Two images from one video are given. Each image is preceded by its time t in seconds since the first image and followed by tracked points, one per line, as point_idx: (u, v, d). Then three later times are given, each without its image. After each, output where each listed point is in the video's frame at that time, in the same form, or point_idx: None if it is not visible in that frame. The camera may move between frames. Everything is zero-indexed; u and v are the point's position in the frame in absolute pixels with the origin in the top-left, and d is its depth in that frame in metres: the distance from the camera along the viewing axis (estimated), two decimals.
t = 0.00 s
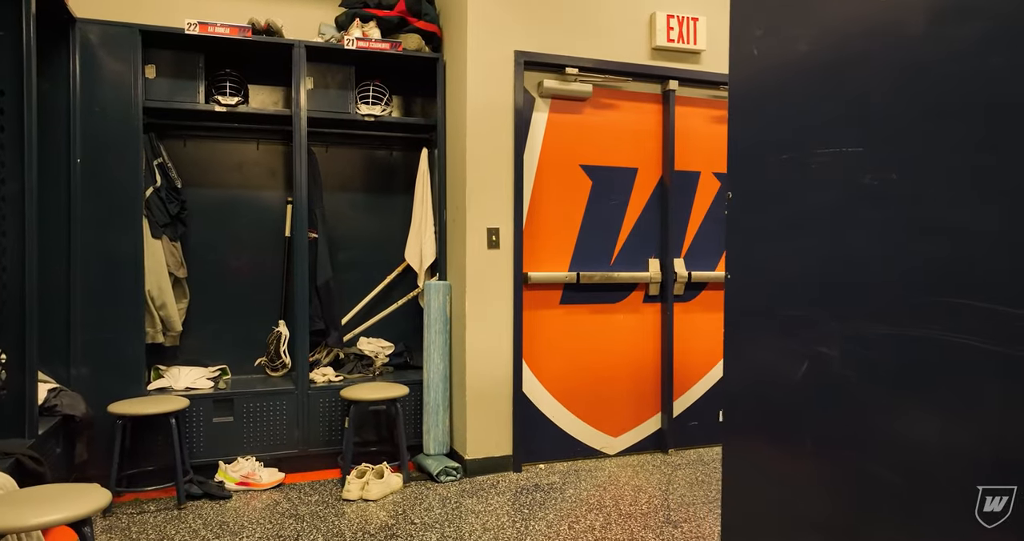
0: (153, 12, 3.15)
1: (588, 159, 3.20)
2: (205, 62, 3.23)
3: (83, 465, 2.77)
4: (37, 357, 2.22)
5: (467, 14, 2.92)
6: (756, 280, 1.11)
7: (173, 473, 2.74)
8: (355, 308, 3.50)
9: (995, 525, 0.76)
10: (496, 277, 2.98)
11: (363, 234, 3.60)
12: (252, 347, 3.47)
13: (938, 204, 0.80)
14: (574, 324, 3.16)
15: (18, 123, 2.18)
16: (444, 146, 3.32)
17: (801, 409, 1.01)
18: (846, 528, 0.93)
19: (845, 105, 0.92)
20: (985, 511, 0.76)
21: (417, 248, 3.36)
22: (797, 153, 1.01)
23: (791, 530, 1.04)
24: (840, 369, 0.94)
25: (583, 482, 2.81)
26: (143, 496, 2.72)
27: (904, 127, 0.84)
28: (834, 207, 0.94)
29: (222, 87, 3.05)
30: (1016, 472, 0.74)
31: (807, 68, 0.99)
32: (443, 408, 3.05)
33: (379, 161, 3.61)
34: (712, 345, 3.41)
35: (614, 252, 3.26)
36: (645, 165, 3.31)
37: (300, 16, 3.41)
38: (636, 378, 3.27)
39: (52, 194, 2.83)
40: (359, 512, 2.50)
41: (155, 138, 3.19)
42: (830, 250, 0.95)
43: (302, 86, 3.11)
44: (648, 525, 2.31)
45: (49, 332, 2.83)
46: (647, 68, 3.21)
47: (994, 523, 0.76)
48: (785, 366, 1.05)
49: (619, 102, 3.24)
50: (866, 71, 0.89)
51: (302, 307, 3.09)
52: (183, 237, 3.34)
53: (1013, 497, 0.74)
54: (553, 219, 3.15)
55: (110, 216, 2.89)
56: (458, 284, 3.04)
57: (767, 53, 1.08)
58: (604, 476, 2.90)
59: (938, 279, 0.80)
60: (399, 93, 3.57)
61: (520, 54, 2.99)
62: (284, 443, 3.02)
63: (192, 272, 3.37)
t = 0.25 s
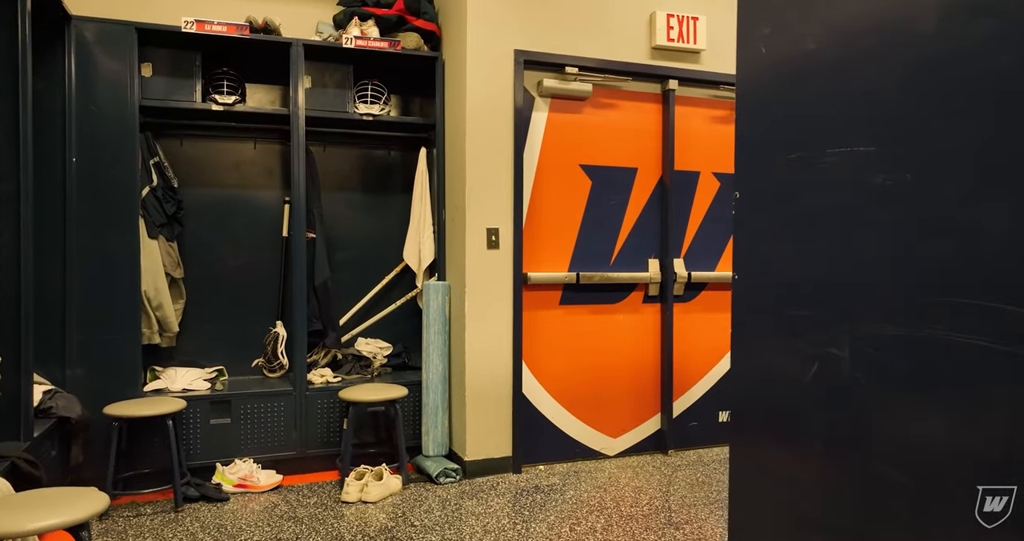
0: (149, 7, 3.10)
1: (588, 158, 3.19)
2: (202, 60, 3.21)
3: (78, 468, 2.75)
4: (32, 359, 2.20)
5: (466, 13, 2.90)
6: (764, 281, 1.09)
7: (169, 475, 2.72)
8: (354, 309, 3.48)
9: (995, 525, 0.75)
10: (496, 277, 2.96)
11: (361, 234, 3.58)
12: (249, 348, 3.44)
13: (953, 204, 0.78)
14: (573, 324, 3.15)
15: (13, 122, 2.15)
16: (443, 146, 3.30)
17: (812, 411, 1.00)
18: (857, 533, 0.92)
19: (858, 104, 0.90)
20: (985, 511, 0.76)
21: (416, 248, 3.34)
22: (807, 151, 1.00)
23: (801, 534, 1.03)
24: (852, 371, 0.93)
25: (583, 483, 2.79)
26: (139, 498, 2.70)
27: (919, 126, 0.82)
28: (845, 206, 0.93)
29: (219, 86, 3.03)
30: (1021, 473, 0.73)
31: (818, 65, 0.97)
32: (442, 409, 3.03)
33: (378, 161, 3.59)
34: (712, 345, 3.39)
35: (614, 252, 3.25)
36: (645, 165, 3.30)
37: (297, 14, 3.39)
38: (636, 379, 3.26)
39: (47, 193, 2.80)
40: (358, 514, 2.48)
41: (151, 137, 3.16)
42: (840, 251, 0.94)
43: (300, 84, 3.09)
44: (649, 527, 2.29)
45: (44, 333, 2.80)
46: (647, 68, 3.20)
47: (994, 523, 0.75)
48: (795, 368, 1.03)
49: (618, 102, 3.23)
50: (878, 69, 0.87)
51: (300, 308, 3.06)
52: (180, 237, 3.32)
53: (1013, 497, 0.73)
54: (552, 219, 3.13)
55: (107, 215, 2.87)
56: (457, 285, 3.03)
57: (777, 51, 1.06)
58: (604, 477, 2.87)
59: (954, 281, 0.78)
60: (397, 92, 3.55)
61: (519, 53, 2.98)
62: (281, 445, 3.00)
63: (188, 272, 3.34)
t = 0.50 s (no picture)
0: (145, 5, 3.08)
1: (587, 158, 3.17)
2: (199, 58, 3.18)
3: (73, 470, 2.72)
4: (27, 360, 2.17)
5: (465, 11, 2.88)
6: (771, 281, 1.08)
7: (165, 477, 2.69)
8: (351, 309, 3.46)
9: (995, 525, 0.78)
10: (495, 277, 2.95)
11: (359, 234, 3.55)
12: (245, 349, 3.42)
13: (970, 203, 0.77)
14: (572, 325, 3.13)
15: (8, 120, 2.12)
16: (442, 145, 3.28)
17: (822, 413, 0.99)
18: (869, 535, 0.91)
19: (869, 102, 0.89)
20: (986, 511, 0.78)
21: (414, 248, 3.32)
22: (817, 150, 0.99)
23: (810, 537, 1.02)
24: (862, 372, 0.91)
25: (583, 484, 2.77)
26: (136, 501, 2.67)
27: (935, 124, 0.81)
28: (856, 206, 0.92)
29: (216, 84, 3.00)
30: None
31: (828, 63, 0.96)
32: (441, 410, 3.01)
33: (375, 160, 3.57)
34: (711, 345, 3.39)
35: (613, 252, 3.23)
36: (644, 165, 3.29)
37: (295, 12, 3.36)
38: (635, 379, 3.24)
39: (41, 193, 2.77)
40: (356, 516, 2.46)
41: (146, 136, 3.14)
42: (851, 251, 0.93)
43: (297, 83, 3.07)
44: (650, 529, 2.28)
45: (38, 334, 2.77)
46: (646, 67, 3.19)
47: (994, 523, 0.78)
48: (803, 369, 1.02)
49: (618, 101, 3.22)
50: (891, 66, 0.86)
51: (297, 308, 3.04)
52: (176, 237, 3.29)
53: (1013, 497, 0.77)
54: (551, 219, 3.12)
55: (102, 215, 2.84)
56: (456, 285, 3.01)
57: (785, 48, 1.05)
58: (603, 478, 2.85)
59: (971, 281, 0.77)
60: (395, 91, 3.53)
61: (519, 52, 2.96)
62: (279, 446, 2.97)
63: (184, 273, 3.31)
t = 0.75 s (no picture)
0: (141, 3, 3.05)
1: (586, 158, 3.16)
2: (195, 56, 3.16)
3: (67, 472, 2.69)
4: (19, 361, 2.14)
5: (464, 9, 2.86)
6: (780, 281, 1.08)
7: (161, 479, 2.66)
8: (348, 309, 3.43)
9: (996, 525, 0.76)
10: (493, 277, 2.93)
11: (356, 234, 3.53)
12: (242, 350, 3.39)
13: (983, 202, 0.76)
14: (571, 325, 3.12)
15: None
16: (439, 144, 3.26)
17: (831, 414, 0.98)
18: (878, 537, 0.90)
19: (879, 100, 0.89)
20: (986, 511, 0.77)
21: (411, 248, 3.30)
22: (826, 148, 0.98)
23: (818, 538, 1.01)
24: (872, 373, 0.91)
25: (581, 485, 2.76)
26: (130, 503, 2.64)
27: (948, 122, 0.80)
28: (865, 205, 0.91)
29: (212, 82, 2.97)
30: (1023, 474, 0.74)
31: (837, 61, 0.96)
32: (439, 411, 2.99)
33: (372, 159, 3.55)
34: (710, 345, 3.37)
35: (611, 252, 3.22)
36: (643, 164, 3.27)
37: (291, 10, 3.34)
38: (634, 380, 3.23)
39: (35, 192, 2.74)
40: (354, 518, 2.44)
41: (142, 135, 3.11)
42: (861, 251, 0.92)
43: (294, 81, 3.04)
44: (650, 530, 2.27)
45: (32, 334, 2.74)
46: (645, 66, 3.18)
47: (994, 523, 0.76)
48: (811, 370, 1.02)
49: (617, 100, 3.21)
50: (901, 64, 0.85)
51: (294, 309, 3.02)
52: (172, 236, 3.26)
53: (1013, 497, 0.75)
54: (550, 218, 3.10)
55: (97, 215, 2.81)
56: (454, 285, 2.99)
57: (793, 46, 1.04)
58: (603, 479, 2.83)
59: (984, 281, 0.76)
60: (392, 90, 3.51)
61: (518, 51, 2.95)
62: (275, 448, 2.95)
63: (179, 272, 3.28)
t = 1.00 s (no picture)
0: None
1: (584, 157, 3.14)
2: (189, 54, 3.13)
3: (59, 475, 2.65)
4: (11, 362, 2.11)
5: (462, 7, 2.84)
6: (787, 280, 1.07)
7: (155, 482, 2.63)
8: (345, 309, 3.41)
9: (996, 525, 0.77)
10: (491, 277, 2.90)
11: (353, 234, 3.51)
12: (237, 351, 3.36)
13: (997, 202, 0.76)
14: (569, 325, 3.10)
15: None
16: (436, 143, 3.24)
17: (840, 416, 0.97)
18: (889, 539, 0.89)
19: (889, 97, 0.87)
20: (986, 511, 0.78)
21: (408, 247, 3.28)
22: (835, 146, 0.96)
23: None
24: (882, 374, 0.89)
25: (580, 486, 2.74)
26: (124, 506, 2.61)
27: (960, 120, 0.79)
28: (875, 204, 0.90)
29: (208, 81, 2.97)
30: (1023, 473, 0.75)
31: (846, 58, 0.94)
32: (436, 412, 2.96)
33: (369, 158, 3.52)
34: (708, 345, 3.36)
35: (610, 252, 3.20)
36: (641, 164, 3.26)
37: (287, 7, 3.31)
38: (632, 380, 3.21)
39: (28, 191, 2.71)
40: (351, 521, 2.41)
41: (136, 133, 3.09)
42: (870, 250, 0.91)
43: (291, 80, 3.02)
44: (650, 532, 2.26)
45: (24, 335, 2.71)
46: (644, 65, 3.16)
47: (994, 523, 0.77)
48: (819, 371, 1.01)
49: (615, 99, 3.19)
50: (913, 61, 0.84)
51: (290, 309, 2.99)
52: (167, 236, 3.23)
53: (1013, 497, 0.76)
54: (548, 218, 3.08)
55: (91, 215, 2.78)
56: (451, 285, 2.97)
57: (801, 42, 1.03)
58: (602, 480, 2.81)
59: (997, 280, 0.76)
60: (388, 89, 3.50)
61: (516, 49, 2.93)
62: (271, 449, 2.92)
63: (173, 273, 3.25)
